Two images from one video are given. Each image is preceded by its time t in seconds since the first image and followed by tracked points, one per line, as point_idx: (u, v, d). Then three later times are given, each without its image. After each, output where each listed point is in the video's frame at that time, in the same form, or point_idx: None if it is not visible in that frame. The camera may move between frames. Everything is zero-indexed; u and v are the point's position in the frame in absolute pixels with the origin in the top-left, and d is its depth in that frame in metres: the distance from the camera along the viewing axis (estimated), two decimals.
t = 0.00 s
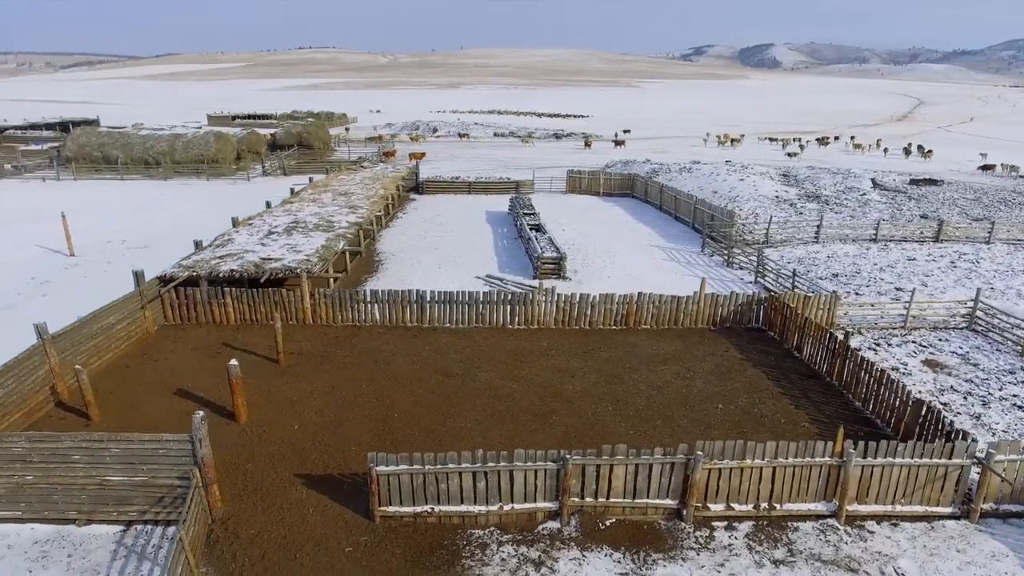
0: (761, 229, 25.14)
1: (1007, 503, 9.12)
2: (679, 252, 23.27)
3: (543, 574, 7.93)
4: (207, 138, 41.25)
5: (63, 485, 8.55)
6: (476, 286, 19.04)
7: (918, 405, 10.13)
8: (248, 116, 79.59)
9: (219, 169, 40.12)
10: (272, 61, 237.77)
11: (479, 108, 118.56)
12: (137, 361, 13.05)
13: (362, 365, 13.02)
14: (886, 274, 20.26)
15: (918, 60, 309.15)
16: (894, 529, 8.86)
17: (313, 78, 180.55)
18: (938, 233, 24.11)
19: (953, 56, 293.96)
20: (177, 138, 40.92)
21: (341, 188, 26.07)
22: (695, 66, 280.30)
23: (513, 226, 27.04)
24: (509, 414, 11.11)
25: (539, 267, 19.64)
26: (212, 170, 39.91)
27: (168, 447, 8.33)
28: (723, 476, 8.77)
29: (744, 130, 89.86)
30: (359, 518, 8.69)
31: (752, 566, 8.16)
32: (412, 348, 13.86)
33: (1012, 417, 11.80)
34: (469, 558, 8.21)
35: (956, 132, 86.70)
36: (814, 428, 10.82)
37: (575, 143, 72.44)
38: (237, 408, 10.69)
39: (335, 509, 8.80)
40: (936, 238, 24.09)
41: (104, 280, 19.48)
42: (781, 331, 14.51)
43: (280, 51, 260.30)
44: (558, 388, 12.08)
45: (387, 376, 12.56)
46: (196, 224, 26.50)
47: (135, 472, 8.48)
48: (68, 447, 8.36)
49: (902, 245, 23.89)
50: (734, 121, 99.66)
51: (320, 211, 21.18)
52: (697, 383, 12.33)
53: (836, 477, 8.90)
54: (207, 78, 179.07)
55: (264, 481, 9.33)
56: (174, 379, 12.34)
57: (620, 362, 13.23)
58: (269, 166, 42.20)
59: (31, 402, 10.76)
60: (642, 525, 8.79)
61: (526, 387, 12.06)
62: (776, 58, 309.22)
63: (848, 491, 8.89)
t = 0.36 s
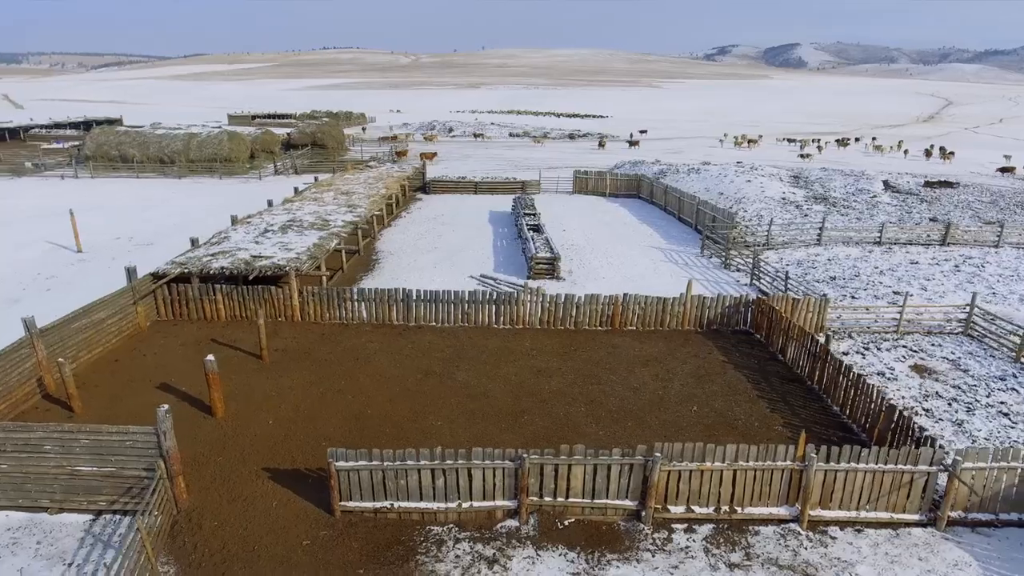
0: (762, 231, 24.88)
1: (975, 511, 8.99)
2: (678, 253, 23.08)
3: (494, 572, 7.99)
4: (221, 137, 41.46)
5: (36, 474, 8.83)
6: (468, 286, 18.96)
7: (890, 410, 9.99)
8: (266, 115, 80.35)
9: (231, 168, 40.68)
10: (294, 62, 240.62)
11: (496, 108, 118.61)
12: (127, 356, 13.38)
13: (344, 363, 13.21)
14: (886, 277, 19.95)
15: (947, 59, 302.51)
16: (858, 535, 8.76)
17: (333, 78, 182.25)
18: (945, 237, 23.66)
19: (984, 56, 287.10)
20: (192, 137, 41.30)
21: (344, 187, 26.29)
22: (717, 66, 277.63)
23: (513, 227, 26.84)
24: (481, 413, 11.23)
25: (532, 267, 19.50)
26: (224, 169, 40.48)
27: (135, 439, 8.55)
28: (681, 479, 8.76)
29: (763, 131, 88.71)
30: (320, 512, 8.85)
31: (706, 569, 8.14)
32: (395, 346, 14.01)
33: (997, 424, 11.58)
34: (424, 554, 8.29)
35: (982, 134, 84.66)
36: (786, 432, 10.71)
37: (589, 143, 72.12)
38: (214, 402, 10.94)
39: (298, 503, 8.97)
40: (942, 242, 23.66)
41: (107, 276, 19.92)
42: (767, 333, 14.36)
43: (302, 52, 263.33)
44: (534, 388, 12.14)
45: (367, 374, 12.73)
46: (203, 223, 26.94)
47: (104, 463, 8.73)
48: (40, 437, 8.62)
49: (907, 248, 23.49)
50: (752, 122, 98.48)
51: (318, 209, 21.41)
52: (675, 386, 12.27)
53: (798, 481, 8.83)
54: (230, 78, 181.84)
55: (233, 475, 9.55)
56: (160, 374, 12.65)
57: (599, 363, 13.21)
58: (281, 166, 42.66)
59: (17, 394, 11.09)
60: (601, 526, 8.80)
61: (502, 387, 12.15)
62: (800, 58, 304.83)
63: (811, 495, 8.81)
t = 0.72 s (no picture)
0: (753, 232, 24.73)
1: (930, 515, 8.93)
2: (666, 255, 22.96)
3: (438, 571, 8.06)
4: (222, 138, 41.55)
5: None
6: (451, 285, 18.96)
7: (849, 414, 9.92)
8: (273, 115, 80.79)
9: (232, 168, 40.88)
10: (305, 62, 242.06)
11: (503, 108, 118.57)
12: (103, 353, 13.58)
13: (316, 362, 13.33)
14: (873, 279, 19.79)
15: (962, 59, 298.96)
16: (808, 538, 8.72)
17: (343, 78, 183.18)
18: (937, 239, 23.44)
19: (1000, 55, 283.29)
20: (193, 137, 41.49)
21: (336, 186, 26.36)
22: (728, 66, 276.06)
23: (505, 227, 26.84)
24: (444, 412, 11.30)
25: (516, 268, 19.46)
26: (225, 168, 40.70)
27: (90, 433, 8.69)
28: (630, 479, 8.77)
29: (770, 131, 88.11)
30: (272, 508, 8.96)
31: (650, 570, 8.13)
32: (368, 347, 14.12)
33: (966, 429, 11.49)
34: (372, 551, 8.37)
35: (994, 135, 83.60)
36: (748, 435, 10.65)
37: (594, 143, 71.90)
38: (180, 399, 11.10)
39: (251, 500, 9.08)
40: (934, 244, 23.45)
41: (97, 275, 20.14)
42: (741, 335, 14.29)
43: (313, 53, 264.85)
44: (500, 388, 12.19)
45: (336, 373, 12.85)
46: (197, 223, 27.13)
47: (61, 458, 8.87)
48: None
49: (899, 250, 23.29)
50: (760, 122, 97.87)
51: (306, 209, 21.51)
52: (641, 388, 12.25)
53: (749, 483, 8.80)
54: (241, 78, 183.31)
55: (191, 471, 9.69)
56: (133, 371, 12.84)
57: (570, 363, 13.22)
58: (281, 166, 42.85)
59: None
60: (550, 526, 8.84)
61: (468, 387, 12.21)
62: (813, 58, 302.37)
63: (762, 498, 8.78)
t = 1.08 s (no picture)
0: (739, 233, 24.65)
1: (877, 519, 8.88)
2: (650, 256, 22.89)
3: (377, 570, 8.11)
4: (219, 138, 41.77)
5: None
6: (430, 286, 18.97)
7: (801, 416, 9.88)
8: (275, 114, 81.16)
9: (229, 168, 41.03)
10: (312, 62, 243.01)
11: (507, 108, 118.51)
12: (75, 351, 13.72)
13: (283, 363, 13.44)
14: (855, 281, 19.68)
15: (972, 59, 296.56)
16: (752, 541, 8.70)
17: (350, 79, 184.00)
18: (924, 240, 23.31)
19: (1010, 55, 280.79)
20: (191, 137, 41.70)
21: (324, 186, 26.41)
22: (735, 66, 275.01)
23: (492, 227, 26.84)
24: (402, 413, 11.38)
25: (495, 269, 19.46)
26: (221, 168, 40.79)
27: (40, 432, 8.77)
28: (573, 480, 8.79)
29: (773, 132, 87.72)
30: (219, 506, 9.07)
31: (590, 571, 8.15)
32: (337, 347, 14.22)
33: (927, 432, 11.42)
34: (314, 550, 8.43)
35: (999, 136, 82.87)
36: (704, 437, 10.62)
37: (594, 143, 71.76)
38: (141, 398, 11.24)
39: (200, 499, 9.19)
40: (921, 246, 23.31)
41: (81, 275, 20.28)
42: (710, 337, 14.25)
43: (320, 53, 265.83)
44: (462, 388, 12.24)
45: (302, 374, 12.97)
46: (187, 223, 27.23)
47: (14, 456, 8.96)
48: None
49: (886, 251, 23.17)
50: (763, 123, 97.42)
51: (290, 209, 21.56)
52: (603, 389, 12.25)
53: (692, 485, 8.79)
54: (248, 79, 184.40)
55: (145, 470, 9.83)
56: (101, 369, 12.98)
57: (535, 364, 13.28)
58: (278, 167, 43.00)
59: None
60: (495, 526, 8.88)
61: (430, 388, 12.28)
62: (820, 57, 300.67)
63: (706, 500, 8.78)
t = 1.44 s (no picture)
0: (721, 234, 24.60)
1: (819, 522, 8.83)
2: (631, 256, 22.85)
3: (312, 570, 8.15)
4: (211, 138, 41.85)
5: None
6: (405, 286, 19.00)
7: (747, 418, 9.87)
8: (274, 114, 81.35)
9: (221, 168, 41.12)
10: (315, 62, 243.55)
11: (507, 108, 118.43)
12: (41, 351, 13.81)
13: (246, 364, 13.50)
14: (832, 282, 19.61)
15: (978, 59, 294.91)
16: (692, 543, 8.68)
17: (352, 79, 184.38)
18: (907, 242, 23.20)
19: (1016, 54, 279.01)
20: (183, 137, 41.80)
21: (308, 186, 26.45)
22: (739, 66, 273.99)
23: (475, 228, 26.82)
24: (357, 413, 11.44)
25: (471, 269, 19.47)
26: (213, 168, 40.86)
27: None
28: (513, 481, 8.80)
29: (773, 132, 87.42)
30: (163, 506, 9.15)
31: (524, 573, 8.16)
32: (302, 347, 14.28)
33: (883, 434, 11.37)
34: (253, 550, 8.48)
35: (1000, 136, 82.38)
36: (655, 439, 10.62)
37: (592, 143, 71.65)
38: (98, 397, 11.32)
39: (145, 499, 9.26)
40: (904, 247, 23.21)
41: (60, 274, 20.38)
42: (674, 338, 14.23)
43: (323, 53, 266.40)
44: (420, 389, 12.27)
45: (263, 374, 13.04)
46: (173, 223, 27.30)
47: None
48: None
49: (867, 252, 23.08)
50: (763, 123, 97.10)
51: (269, 209, 21.62)
52: (561, 390, 12.25)
53: (632, 487, 8.79)
54: (251, 79, 184.90)
55: (95, 469, 9.91)
56: (66, 368, 13.07)
57: (496, 365, 13.30)
58: (270, 167, 43.06)
59: None
60: (435, 526, 8.90)
61: (389, 388, 12.32)
62: (825, 57, 299.45)
63: (646, 501, 8.77)
